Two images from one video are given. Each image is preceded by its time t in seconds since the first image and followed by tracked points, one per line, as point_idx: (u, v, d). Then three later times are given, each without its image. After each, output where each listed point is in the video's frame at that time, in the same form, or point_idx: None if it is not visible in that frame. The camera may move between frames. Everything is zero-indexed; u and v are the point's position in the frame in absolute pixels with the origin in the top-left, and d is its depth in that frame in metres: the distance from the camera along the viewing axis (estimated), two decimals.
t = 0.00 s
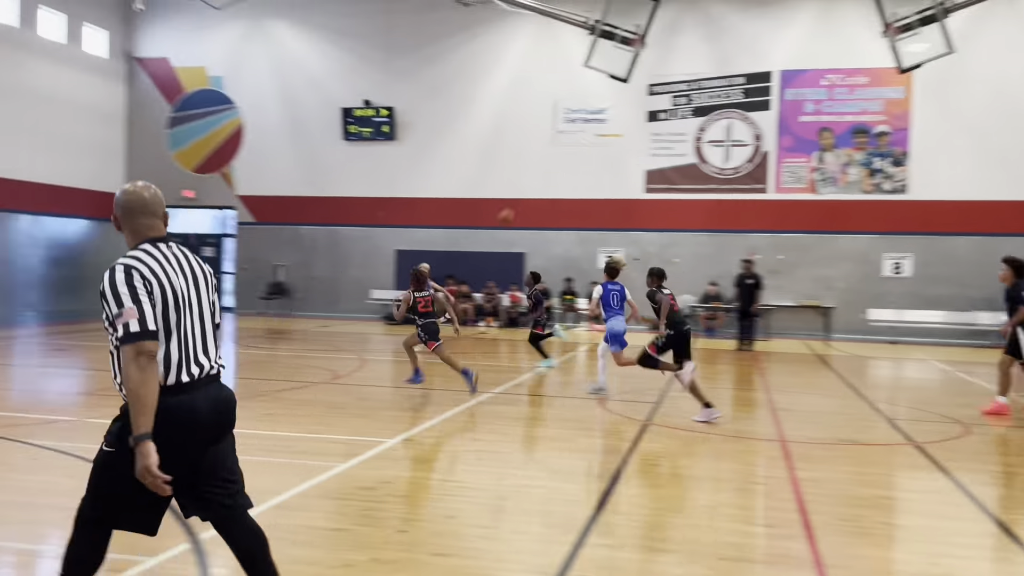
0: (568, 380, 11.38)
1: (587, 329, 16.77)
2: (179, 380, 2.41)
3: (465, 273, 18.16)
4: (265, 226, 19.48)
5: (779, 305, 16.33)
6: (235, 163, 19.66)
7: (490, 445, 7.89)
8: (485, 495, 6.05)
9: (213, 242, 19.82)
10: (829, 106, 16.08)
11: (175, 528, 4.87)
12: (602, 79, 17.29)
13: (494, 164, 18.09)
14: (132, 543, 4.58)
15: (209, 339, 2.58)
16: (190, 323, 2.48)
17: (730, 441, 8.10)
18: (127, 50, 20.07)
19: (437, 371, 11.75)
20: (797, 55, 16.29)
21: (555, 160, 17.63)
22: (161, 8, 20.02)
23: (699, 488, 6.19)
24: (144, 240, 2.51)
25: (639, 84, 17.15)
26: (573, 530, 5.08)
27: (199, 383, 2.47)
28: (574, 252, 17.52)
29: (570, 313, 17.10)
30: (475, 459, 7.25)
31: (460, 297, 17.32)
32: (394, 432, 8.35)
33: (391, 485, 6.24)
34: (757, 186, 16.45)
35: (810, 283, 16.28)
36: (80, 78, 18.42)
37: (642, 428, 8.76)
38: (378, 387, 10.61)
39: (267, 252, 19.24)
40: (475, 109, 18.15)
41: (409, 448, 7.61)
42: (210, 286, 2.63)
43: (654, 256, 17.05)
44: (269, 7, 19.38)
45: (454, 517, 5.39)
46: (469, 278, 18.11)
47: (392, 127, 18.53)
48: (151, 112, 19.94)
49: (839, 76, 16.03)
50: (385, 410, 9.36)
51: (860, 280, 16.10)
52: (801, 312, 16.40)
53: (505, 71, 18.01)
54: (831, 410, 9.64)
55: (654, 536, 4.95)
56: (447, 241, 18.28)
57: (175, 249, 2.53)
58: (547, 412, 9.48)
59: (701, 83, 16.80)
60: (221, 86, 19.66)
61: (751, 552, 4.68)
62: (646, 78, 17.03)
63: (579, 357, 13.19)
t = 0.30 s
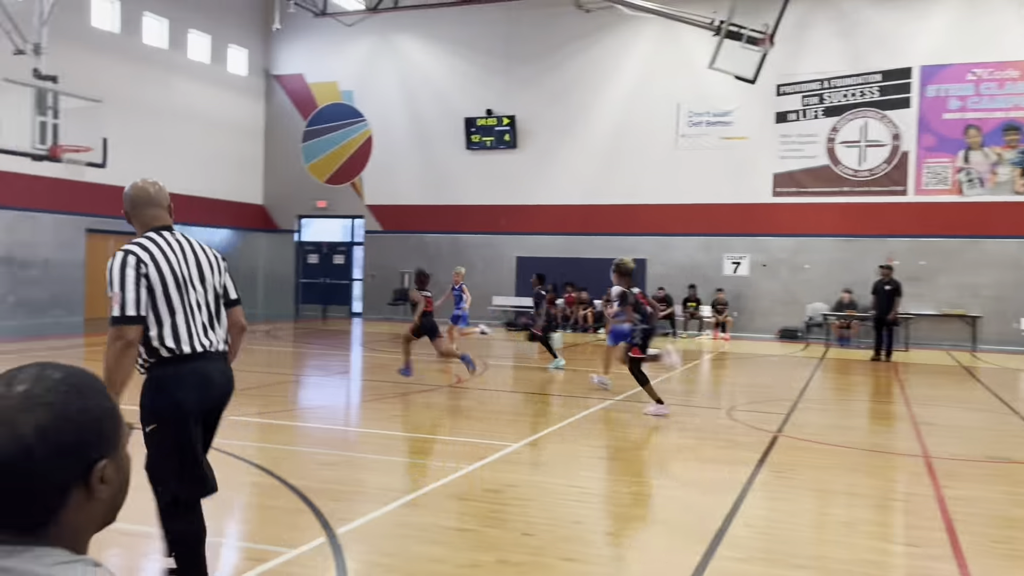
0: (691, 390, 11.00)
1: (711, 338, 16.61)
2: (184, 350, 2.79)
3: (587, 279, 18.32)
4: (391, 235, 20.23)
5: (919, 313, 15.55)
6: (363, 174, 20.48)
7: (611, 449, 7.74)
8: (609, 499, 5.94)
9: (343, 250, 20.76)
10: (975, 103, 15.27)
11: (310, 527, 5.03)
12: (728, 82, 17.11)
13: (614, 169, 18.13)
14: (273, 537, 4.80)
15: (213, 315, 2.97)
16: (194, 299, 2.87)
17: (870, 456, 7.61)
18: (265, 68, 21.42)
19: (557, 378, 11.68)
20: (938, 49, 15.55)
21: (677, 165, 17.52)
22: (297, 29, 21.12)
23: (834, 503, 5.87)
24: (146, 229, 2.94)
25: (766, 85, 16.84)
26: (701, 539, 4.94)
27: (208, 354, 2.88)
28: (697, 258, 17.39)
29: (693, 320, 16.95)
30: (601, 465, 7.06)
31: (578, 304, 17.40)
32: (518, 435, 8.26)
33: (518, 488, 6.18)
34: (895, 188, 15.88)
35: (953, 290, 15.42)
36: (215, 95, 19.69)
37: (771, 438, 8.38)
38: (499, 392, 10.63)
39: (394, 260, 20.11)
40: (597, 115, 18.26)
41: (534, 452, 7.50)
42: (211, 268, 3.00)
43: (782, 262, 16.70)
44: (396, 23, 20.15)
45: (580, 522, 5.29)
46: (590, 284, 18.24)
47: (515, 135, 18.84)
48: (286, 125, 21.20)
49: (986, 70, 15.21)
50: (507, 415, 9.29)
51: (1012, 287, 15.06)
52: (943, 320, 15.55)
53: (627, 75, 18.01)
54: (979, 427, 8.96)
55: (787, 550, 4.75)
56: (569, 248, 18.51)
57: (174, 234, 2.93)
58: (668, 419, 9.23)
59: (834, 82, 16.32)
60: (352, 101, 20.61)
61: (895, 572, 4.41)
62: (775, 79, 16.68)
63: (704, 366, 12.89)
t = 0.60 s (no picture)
0: (800, 400, 10.62)
1: (821, 345, 16.05)
2: (187, 343, 3.26)
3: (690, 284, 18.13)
4: (492, 241, 20.53)
5: None
6: (465, 181, 20.85)
7: (716, 457, 7.59)
8: (714, 509, 5.83)
9: (446, 256, 21.31)
10: None
11: (416, 525, 5.19)
12: (839, 80, 16.61)
13: (718, 172, 17.91)
14: (379, 534, 4.97)
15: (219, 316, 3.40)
16: (197, 301, 3.32)
17: (998, 472, 7.17)
18: (372, 80, 22.17)
19: (659, 385, 11.56)
20: None
21: (784, 168, 17.17)
22: (402, 40, 21.68)
23: (956, 520, 5.58)
24: (165, 238, 3.42)
25: (880, 83, 16.27)
26: (812, 553, 4.81)
27: (209, 350, 3.32)
28: (806, 262, 16.97)
29: (802, 327, 16.46)
30: (704, 474, 6.92)
31: (680, 310, 17.06)
32: (620, 441, 8.21)
33: (621, 495, 6.15)
34: (1020, 188, 15.11)
35: None
36: (323, 107, 20.53)
37: (887, 450, 8.01)
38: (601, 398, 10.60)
39: (495, 266, 20.42)
40: (700, 118, 18.04)
41: (636, 459, 7.44)
42: (220, 274, 3.44)
43: (897, 267, 16.11)
44: (498, 31, 20.40)
45: (683, 531, 5.24)
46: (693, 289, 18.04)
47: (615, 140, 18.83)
48: (392, 135, 21.85)
49: None
50: (609, 421, 9.24)
51: None
52: None
53: (731, 77, 17.73)
54: None
55: (905, 567, 4.56)
56: (669, 252, 18.33)
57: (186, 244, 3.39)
58: (774, 429, 8.96)
59: (954, 77, 15.58)
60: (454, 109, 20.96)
61: None
62: (889, 76, 16.09)
63: (813, 375, 12.45)
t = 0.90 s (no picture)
0: (884, 411, 10.27)
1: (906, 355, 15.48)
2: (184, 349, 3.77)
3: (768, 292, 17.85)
4: (564, 250, 20.57)
5: None
6: (537, 191, 20.99)
7: (797, 470, 7.40)
8: (794, 522, 5.71)
9: (518, 265, 21.34)
10: None
11: (490, 532, 5.24)
12: (925, 81, 16.10)
13: (795, 177, 17.58)
14: (455, 540, 5.04)
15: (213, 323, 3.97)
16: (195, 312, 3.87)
17: None
18: (445, 92, 22.52)
19: (736, 395, 11.35)
20: None
21: (865, 172, 16.74)
22: (475, 52, 21.95)
23: None
24: (161, 258, 3.98)
25: (969, 83, 15.70)
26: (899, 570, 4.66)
27: (201, 355, 3.82)
28: (890, 270, 16.48)
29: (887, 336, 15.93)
30: (784, 486, 6.76)
31: (759, 319, 16.81)
32: (697, 452, 8.09)
33: (698, 506, 6.07)
34: None
35: None
36: (400, 119, 21.02)
37: (981, 465, 7.65)
38: (675, 407, 10.47)
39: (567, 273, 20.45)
40: (777, 123, 17.75)
41: (712, 469, 7.33)
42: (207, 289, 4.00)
43: (989, 273, 15.47)
44: (571, 40, 20.44)
45: (762, 544, 5.14)
46: (771, 298, 17.75)
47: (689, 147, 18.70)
48: (465, 146, 22.16)
49: None
50: (683, 431, 9.12)
51: None
52: None
53: (810, 80, 17.40)
54: None
55: None
56: (746, 260, 18.09)
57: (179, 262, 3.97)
58: (858, 441, 8.68)
59: None
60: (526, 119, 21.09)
61: None
62: (977, 76, 15.50)
63: (898, 387, 12.02)
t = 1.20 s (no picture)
0: (957, 425, 9.92)
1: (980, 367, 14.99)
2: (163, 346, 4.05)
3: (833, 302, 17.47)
4: (622, 261, 20.54)
5: None
6: (595, 201, 20.99)
7: (867, 485, 7.20)
8: (866, 539, 5.55)
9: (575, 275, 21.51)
10: None
11: (551, 544, 5.23)
12: (996, 84, 15.59)
13: (859, 185, 17.20)
14: (515, 551, 5.05)
15: (196, 316, 4.22)
16: (174, 308, 4.13)
17: None
18: (502, 105, 22.71)
19: (800, 408, 11.11)
20: None
21: (933, 179, 16.30)
22: (531, 64, 22.08)
23: None
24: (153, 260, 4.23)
25: None
26: None
27: (178, 350, 4.10)
28: (961, 279, 15.98)
29: (959, 348, 15.46)
30: (852, 502, 6.58)
31: (822, 329, 16.57)
32: (761, 465, 7.93)
33: (763, 521, 5.96)
34: None
35: None
36: (458, 131, 21.29)
37: None
38: (736, 420, 10.30)
39: (625, 284, 20.42)
40: (840, 129, 17.40)
41: (776, 483, 7.18)
42: (194, 289, 4.25)
43: None
44: (627, 50, 20.39)
45: (830, 560, 5.02)
46: (836, 308, 17.37)
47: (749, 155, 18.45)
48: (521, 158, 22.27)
49: None
50: (746, 443, 8.96)
51: None
52: None
53: (874, 86, 17.01)
54: None
55: None
56: (808, 270, 17.77)
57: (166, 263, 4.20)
58: (931, 456, 8.39)
59: None
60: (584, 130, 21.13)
61: None
62: None
63: (971, 400, 11.59)
